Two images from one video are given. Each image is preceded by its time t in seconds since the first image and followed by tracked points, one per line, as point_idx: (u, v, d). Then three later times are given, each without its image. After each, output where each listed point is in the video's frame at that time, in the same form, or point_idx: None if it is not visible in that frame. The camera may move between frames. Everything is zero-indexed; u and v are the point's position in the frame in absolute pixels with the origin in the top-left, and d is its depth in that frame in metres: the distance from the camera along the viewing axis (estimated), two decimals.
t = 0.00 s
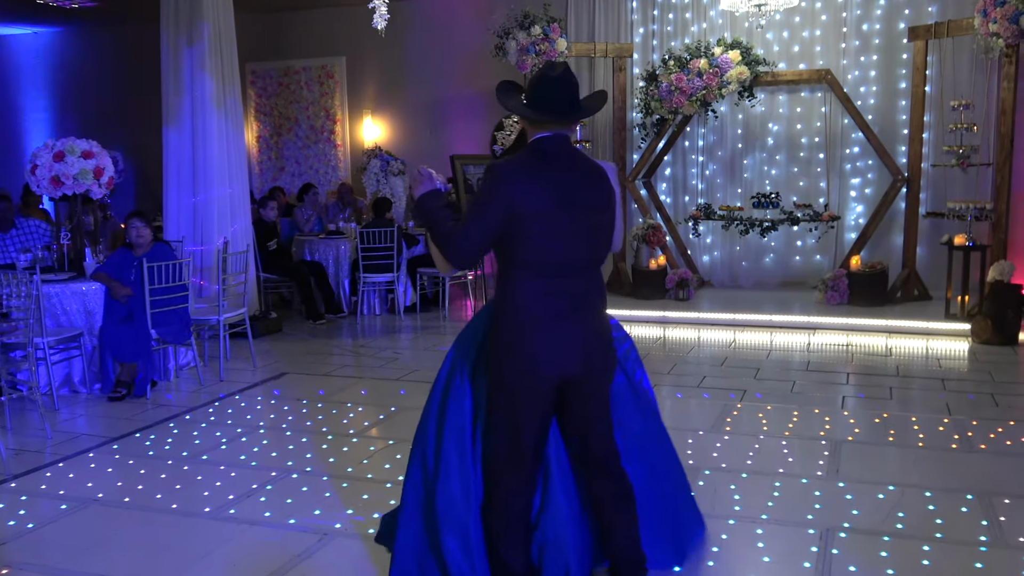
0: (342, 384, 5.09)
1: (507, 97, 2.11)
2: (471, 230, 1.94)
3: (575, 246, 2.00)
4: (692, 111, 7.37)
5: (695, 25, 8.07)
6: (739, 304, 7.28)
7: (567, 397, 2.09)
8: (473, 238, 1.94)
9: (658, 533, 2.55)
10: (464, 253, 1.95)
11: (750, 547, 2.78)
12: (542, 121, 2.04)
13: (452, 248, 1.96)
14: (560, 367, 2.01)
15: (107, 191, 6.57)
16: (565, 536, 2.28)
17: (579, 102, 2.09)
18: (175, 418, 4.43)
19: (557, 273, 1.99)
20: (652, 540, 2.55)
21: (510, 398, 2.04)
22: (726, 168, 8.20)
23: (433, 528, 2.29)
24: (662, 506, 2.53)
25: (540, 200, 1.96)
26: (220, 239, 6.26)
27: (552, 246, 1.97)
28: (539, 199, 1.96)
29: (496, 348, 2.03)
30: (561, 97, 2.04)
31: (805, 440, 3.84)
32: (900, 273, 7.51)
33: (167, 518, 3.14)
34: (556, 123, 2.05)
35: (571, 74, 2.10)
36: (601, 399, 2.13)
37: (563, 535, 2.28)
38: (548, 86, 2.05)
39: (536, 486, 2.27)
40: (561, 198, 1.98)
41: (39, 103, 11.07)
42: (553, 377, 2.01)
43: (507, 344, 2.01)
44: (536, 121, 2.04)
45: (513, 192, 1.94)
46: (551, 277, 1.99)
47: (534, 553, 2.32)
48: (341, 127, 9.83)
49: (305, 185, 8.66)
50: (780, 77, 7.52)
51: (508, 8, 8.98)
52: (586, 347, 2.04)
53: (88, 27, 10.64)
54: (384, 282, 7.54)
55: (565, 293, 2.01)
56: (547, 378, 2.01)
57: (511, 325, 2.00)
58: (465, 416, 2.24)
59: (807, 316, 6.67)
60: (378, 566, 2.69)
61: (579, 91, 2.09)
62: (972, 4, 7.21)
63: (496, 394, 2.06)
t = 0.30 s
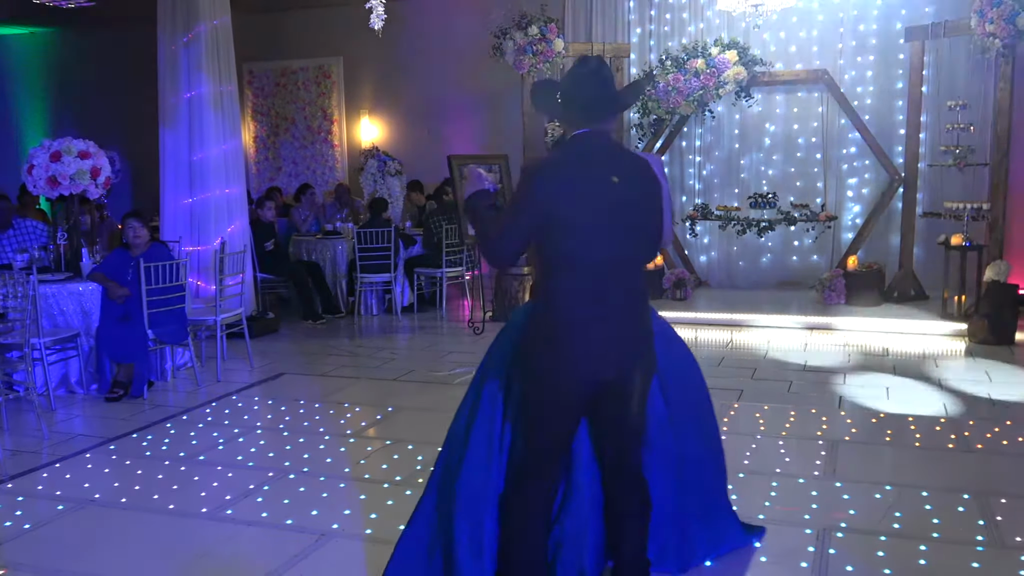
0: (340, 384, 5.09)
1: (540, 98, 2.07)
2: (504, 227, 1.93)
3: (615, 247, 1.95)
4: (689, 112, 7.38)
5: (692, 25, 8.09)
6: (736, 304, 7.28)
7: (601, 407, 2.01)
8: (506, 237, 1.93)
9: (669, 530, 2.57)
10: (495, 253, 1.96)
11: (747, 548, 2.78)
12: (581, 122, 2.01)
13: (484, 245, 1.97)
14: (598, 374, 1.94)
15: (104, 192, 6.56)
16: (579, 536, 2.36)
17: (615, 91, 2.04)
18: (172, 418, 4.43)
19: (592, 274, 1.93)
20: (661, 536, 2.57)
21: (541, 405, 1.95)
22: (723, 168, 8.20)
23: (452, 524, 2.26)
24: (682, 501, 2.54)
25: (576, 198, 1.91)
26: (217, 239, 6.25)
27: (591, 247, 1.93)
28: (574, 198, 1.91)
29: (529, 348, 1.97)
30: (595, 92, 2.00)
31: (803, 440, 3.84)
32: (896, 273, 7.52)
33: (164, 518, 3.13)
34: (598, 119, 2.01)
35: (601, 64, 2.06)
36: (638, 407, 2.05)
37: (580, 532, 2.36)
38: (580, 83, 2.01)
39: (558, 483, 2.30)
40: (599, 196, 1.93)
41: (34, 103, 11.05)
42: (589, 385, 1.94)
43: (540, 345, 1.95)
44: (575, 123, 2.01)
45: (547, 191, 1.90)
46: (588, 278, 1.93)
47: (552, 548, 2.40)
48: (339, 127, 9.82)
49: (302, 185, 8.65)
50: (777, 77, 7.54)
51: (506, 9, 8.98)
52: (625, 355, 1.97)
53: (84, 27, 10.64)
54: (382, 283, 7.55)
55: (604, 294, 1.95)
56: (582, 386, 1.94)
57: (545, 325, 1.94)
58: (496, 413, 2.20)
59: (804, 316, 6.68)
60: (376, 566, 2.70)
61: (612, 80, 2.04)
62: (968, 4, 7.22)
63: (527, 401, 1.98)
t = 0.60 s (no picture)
0: (338, 385, 5.09)
1: (549, 103, 2.05)
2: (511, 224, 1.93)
3: (624, 247, 1.95)
4: (688, 112, 7.37)
5: (690, 25, 8.09)
6: (734, 305, 7.28)
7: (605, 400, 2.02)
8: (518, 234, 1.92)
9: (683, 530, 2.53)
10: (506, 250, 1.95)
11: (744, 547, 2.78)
12: (598, 125, 1.99)
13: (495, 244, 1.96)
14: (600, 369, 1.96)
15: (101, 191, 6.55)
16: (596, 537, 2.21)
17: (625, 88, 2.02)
18: (169, 419, 4.43)
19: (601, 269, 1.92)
20: (659, 528, 2.53)
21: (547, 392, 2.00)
22: (720, 168, 8.21)
23: (469, 501, 2.36)
24: (685, 497, 2.46)
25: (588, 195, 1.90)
26: (215, 239, 6.25)
27: (601, 247, 1.92)
28: (589, 196, 1.91)
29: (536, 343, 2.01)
30: (606, 92, 1.98)
31: (800, 440, 3.84)
32: (893, 273, 7.52)
33: (161, 518, 3.13)
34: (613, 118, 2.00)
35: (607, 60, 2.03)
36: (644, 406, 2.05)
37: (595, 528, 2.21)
38: (590, 85, 1.99)
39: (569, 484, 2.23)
40: (610, 189, 1.92)
41: (30, 103, 11.04)
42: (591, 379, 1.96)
43: (545, 339, 1.98)
44: (590, 126, 2.00)
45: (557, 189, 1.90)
46: (599, 278, 1.94)
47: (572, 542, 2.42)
48: (336, 127, 9.82)
49: (300, 185, 8.64)
50: (774, 77, 7.54)
51: (504, 9, 8.98)
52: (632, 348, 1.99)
53: (81, 26, 10.63)
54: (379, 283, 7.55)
55: (612, 292, 1.95)
56: (585, 380, 1.96)
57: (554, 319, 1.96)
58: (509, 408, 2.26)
59: (801, 316, 6.68)
60: (374, 566, 2.70)
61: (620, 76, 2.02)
62: (966, 5, 7.23)
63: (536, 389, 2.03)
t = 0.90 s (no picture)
0: (336, 385, 5.08)
1: (517, 117, 2.00)
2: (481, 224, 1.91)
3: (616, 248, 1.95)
4: (686, 112, 7.40)
5: (688, 25, 8.08)
6: (731, 305, 7.28)
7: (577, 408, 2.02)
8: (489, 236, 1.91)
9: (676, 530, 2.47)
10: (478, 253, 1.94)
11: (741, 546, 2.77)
12: (567, 138, 1.94)
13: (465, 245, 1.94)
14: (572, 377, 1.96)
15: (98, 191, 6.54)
16: (545, 530, 2.31)
17: (594, 96, 1.97)
18: (167, 418, 4.42)
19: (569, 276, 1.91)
20: (648, 530, 2.46)
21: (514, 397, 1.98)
22: (718, 168, 8.21)
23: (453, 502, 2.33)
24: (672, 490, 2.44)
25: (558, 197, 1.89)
26: (212, 239, 6.23)
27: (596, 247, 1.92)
28: (575, 200, 1.89)
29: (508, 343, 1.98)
30: (575, 104, 1.93)
31: (797, 440, 3.84)
32: (891, 274, 7.54)
33: (158, 518, 3.13)
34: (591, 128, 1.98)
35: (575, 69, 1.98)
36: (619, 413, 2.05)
37: (547, 530, 2.31)
38: (559, 98, 1.95)
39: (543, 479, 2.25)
40: (589, 197, 1.91)
41: (28, 102, 11.03)
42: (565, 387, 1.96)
43: (516, 342, 1.96)
44: (559, 141, 1.95)
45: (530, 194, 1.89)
46: (566, 287, 1.93)
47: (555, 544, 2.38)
48: (334, 127, 9.81)
49: (298, 185, 8.63)
50: (772, 77, 7.54)
51: (502, 9, 8.97)
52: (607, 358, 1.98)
53: (79, 25, 10.62)
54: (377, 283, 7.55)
55: (588, 297, 1.94)
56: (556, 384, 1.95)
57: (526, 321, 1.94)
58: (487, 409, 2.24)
59: (799, 316, 6.68)
60: (373, 566, 2.69)
61: (588, 85, 1.97)
62: (964, 5, 7.24)
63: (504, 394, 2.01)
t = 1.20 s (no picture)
0: (333, 384, 5.07)
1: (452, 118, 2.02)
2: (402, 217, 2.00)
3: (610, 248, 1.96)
4: (683, 111, 7.38)
5: (686, 25, 8.09)
6: (728, 304, 7.29)
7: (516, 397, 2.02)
8: (464, 237, 1.93)
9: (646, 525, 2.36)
10: (459, 249, 1.96)
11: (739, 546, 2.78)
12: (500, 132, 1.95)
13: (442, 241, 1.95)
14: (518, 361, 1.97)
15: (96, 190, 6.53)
16: (498, 525, 2.22)
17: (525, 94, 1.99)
18: (164, 418, 4.41)
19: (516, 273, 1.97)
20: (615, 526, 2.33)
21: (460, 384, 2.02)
22: (716, 168, 8.22)
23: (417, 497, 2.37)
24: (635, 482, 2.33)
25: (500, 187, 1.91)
26: (209, 239, 6.22)
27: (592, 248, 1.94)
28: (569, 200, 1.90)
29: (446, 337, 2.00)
30: (506, 100, 1.96)
31: (795, 440, 3.85)
32: (888, 274, 7.55)
33: (155, 518, 3.12)
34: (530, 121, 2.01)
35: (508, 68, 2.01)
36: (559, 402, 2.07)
37: (496, 525, 2.22)
38: (487, 99, 1.97)
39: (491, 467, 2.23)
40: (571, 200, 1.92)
41: (27, 101, 11.02)
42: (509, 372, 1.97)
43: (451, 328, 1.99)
44: (493, 137, 1.96)
45: (493, 196, 1.91)
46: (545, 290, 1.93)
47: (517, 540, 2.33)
48: (332, 126, 9.81)
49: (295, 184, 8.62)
50: (770, 77, 7.54)
51: (500, 8, 8.96)
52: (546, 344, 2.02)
53: (77, 25, 10.60)
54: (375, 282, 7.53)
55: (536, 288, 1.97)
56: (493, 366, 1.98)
57: (472, 311, 1.95)
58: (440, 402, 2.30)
59: (796, 316, 6.69)
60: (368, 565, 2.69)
61: (518, 83, 1.99)
62: (962, 5, 7.25)
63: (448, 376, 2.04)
